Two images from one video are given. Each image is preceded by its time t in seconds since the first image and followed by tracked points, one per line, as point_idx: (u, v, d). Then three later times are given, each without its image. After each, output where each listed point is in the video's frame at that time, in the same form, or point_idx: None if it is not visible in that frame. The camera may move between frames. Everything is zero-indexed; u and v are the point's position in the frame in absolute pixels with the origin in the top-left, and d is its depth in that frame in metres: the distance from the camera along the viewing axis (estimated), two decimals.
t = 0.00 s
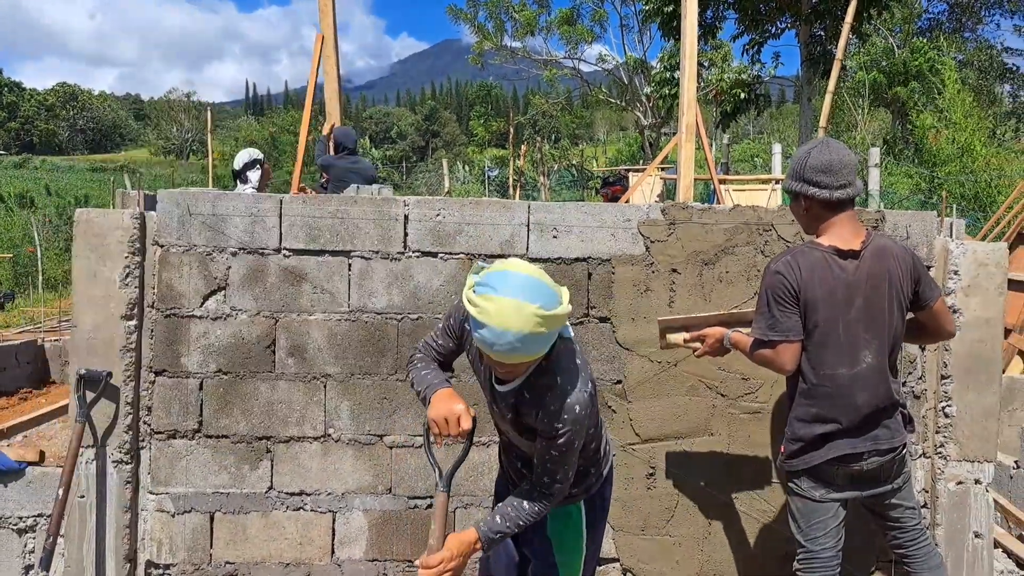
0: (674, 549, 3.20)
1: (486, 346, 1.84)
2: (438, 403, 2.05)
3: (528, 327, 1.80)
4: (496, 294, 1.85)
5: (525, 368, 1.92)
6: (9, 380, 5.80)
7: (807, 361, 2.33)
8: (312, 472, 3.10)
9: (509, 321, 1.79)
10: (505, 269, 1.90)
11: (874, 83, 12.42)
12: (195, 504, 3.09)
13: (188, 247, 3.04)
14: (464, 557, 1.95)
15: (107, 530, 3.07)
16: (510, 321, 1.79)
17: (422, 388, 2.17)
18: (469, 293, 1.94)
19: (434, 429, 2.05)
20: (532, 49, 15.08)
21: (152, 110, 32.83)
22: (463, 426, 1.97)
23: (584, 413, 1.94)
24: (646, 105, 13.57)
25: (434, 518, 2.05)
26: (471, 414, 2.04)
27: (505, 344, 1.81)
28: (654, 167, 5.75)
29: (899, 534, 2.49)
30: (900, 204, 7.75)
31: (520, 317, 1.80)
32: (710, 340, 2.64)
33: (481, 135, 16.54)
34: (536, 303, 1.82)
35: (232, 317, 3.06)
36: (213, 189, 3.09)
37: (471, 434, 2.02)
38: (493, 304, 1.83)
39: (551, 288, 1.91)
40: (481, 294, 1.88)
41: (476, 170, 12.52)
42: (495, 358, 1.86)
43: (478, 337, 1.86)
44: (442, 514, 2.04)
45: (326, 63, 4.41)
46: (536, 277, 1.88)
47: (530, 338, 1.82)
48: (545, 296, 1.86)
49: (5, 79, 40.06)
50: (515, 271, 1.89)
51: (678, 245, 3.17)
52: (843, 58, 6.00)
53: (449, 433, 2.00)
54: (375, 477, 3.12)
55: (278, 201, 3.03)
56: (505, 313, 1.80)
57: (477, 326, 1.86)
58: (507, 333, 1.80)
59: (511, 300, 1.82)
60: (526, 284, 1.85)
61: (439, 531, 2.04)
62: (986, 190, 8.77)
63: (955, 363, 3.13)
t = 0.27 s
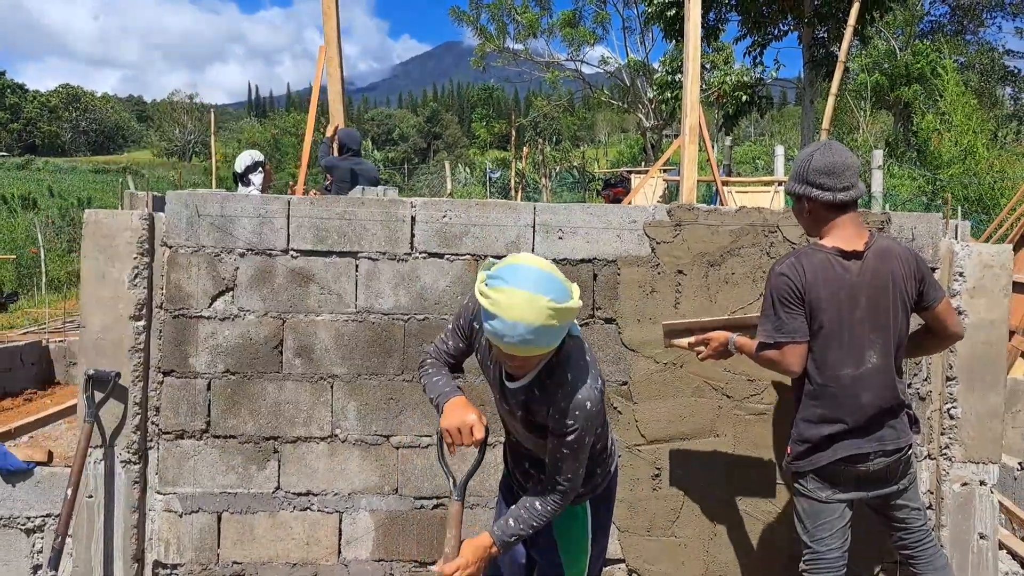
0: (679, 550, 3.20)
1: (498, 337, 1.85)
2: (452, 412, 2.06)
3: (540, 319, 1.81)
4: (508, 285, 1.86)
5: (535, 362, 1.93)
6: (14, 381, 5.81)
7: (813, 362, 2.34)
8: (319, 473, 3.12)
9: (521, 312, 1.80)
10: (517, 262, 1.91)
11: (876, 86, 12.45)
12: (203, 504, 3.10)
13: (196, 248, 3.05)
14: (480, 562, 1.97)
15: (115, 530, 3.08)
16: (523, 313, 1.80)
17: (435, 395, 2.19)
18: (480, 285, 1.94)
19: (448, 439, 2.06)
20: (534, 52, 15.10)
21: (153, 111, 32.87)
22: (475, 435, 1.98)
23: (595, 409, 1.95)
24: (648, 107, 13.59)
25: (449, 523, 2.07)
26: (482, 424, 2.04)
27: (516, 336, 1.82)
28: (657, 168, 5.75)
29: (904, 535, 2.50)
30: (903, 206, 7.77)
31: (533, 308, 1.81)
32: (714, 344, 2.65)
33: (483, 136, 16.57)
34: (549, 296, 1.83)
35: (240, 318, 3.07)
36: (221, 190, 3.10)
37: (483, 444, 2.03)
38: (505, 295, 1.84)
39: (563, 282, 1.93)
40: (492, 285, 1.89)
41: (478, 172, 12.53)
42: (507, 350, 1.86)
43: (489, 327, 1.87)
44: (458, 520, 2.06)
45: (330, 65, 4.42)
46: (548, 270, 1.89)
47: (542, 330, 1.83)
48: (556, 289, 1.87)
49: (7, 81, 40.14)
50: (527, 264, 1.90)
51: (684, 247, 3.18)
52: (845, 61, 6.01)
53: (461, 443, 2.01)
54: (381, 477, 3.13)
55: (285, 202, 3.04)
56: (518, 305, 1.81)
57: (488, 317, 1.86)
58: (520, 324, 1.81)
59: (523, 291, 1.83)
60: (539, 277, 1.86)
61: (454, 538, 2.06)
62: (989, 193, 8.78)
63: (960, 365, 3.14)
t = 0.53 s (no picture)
0: (685, 552, 3.21)
1: (504, 336, 1.87)
2: (463, 421, 2.07)
3: (547, 320, 1.82)
4: (515, 285, 1.87)
5: (543, 361, 1.94)
6: (20, 382, 5.83)
7: (818, 366, 2.35)
8: (326, 474, 3.13)
9: (528, 314, 1.82)
10: (524, 263, 1.92)
11: (879, 89, 12.46)
12: (210, 505, 3.11)
13: (205, 249, 3.07)
14: (493, 569, 1.98)
15: (123, 530, 3.09)
16: (530, 314, 1.82)
17: (444, 400, 2.19)
18: (488, 286, 1.96)
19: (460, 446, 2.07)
20: (537, 54, 15.12)
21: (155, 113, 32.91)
22: (487, 443, 1.99)
23: (604, 407, 1.96)
24: (651, 110, 13.61)
25: (462, 532, 2.08)
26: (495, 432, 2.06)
27: (523, 336, 1.84)
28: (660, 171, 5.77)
29: (910, 538, 2.51)
30: (906, 210, 7.78)
31: (540, 309, 1.82)
32: (717, 347, 2.65)
33: (486, 139, 16.59)
34: (556, 297, 1.84)
35: (248, 319, 3.08)
36: (230, 192, 3.12)
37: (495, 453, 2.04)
38: (512, 295, 1.85)
39: (571, 281, 1.93)
40: (499, 286, 1.90)
41: (481, 174, 12.55)
42: (514, 349, 1.88)
43: (496, 326, 1.89)
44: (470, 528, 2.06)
45: (334, 67, 4.45)
46: (556, 270, 1.90)
47: (549, 330, 1.84)
48: (564, 289, 1.87)
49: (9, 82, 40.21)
50: (534, 264, 1.91)
51: (691, 249, 3.20)
52: (849, 65, 6.03)
53: (474, 451, 2.03)
54: (389, 478, 3.14)
55: (294, 203, 3.05)
56: (525, 306, 1.82)
57: (495, 317, 1.88)
58: (526, 325, 1.82)
59: (530, 292, 1.84)
60: (547, 277, 1.87)
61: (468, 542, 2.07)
62: (992, 196, 8.78)
63: (966, 368, 3.15)
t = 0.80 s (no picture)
0: (689, 553, 3.21)
1: (508, 339, 1.88)
2: (473, 409, 2.07)
3: (550, 323, 1.83)
4: (519, 288, 1.88)
5: (547, 361, 1.95)
6: (23, 382, 5.84)
7: (818, 370, 2.35)
8: (331, 474, 3.13)
9: (530, 317, 1.83)
10: (528, 265, 1.92)
11: (882, 91, 12.47)
12: (215, 504, 3.11)
13: (211, 250, 3.08)
14: (503, 558, 2.02)
15: (128, 530, 3.10)
16: (532, 317, 1.83)
17: (453, 389, 2.21)
18: (492, 288, 1.97)
19: (467, 434, 2.08)
20: (540, 56, 15.14)
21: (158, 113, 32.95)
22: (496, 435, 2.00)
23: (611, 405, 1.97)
24: (654, 112, 13.62)
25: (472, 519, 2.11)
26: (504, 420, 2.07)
27: (525, 339, 1.85)
28: (663, 173, 5.78)
29: (911, 540, 2.51)
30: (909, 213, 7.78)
31: (542, 314, 1.83)
32: (717, 353, 2.66)
33: (488, 140, 16.60)
34: (559, 300, 1.85)
35: (254, 319, 3.09)
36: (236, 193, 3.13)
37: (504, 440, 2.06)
38: (515, 298, 1.86)
39: (575, 283, 1.93)
40: (503, 288, 1.91)
41: (484, 175, 12.56)
42: (517, 351, 1.89)
43: (500, 329, 1.90)
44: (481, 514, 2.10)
45: (341, 69, 4.46)
46: (559, 272, 1.90)
47: (551, 333, 1.85)
48: (568, 292, 1.88)
49: (12, 83, 40.27)
50: (539, 267, 1.91)
51: (696, 251, 3.20)
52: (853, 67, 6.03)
53: (481, 440, 2.04)
54: (393, 478, 3.15)
55: (300, 204, 3.07)
56: (528, 309, 1.83)
57: (499, 319, 1.90)
58: (529, 328, 1.83)
59: (533, 296, 1.84)
60: (551, 281, 1.87)
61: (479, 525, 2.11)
62: (995, 199, 8.79)
63: (970, 370, 3.16)
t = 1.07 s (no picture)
0: (689, 555, 3.20)
1: (505, 336, 1.87)
2: (447, 374, 2.11)
3: (548, 321, 1.82)
4: (518, 286, 1.87)
5: (545, 361, 1.95)
6: (23, 382, 5.83)
7: (813, 372, 2.34)
8: (330, 475, 3.13)
9: (529, 314, 1.82)
10: (528, 263, 1.92)
11: (883, 92, 12.45)
12: (214, 505, 3.11)
13: (210, 250, 3.07)
14: (475, 533, 1.96)
15: (126, 531, 3.09)
16: (532, 314, 1.82)
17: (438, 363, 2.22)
18: (491, 285, 1.96)
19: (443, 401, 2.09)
20: (540, 57, 15.13)
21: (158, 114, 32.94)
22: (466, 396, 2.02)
23: (605, 409, 1.96)
24: (654, 113, 13.60)
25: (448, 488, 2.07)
26: (476, 386, 2.09)
27: (522, 337, 1.84)
28: (664, 174, 5.76)
29: (910, 542, 2.49)
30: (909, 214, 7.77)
31: (541, 312, 1.82)
32: (715, 354, 2.66)
33: (488, 141, 16.60)
34: (558, 299, 1.84)
35: (253, 320, 3.09)
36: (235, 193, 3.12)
37: (474, 406, 2.07)
38: (514, 296, 1.85)
39: (574, 283, 1.92)
40: (502, 286, 1.90)
41: (484, 176, 12.54)
42: (515, 349, 1.88)
43: (498, 327, 1.89)
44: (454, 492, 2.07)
45: (342, 69, 4.45)
46: (560, 272, 1.89)
47: (549, 332, 1.84)
48: (568, 291, 1.87)
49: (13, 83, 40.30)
50: (539, 266, 1.90)
51: (696, 252, 3.19)
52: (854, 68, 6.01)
53: (452, 404, 2.06)
54: (392, 480, 3.14)
55: (299, 205, 3.06)
56: (528, 305, 1.83)
57: (497, 317, 1.89)
58: (526, 325, 1.82)
59: (532, 294, 1.84)
60: (550, 280, 1.87)
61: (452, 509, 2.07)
62: (997, 200, 8.78)
63: (971, 372, 3.15)
